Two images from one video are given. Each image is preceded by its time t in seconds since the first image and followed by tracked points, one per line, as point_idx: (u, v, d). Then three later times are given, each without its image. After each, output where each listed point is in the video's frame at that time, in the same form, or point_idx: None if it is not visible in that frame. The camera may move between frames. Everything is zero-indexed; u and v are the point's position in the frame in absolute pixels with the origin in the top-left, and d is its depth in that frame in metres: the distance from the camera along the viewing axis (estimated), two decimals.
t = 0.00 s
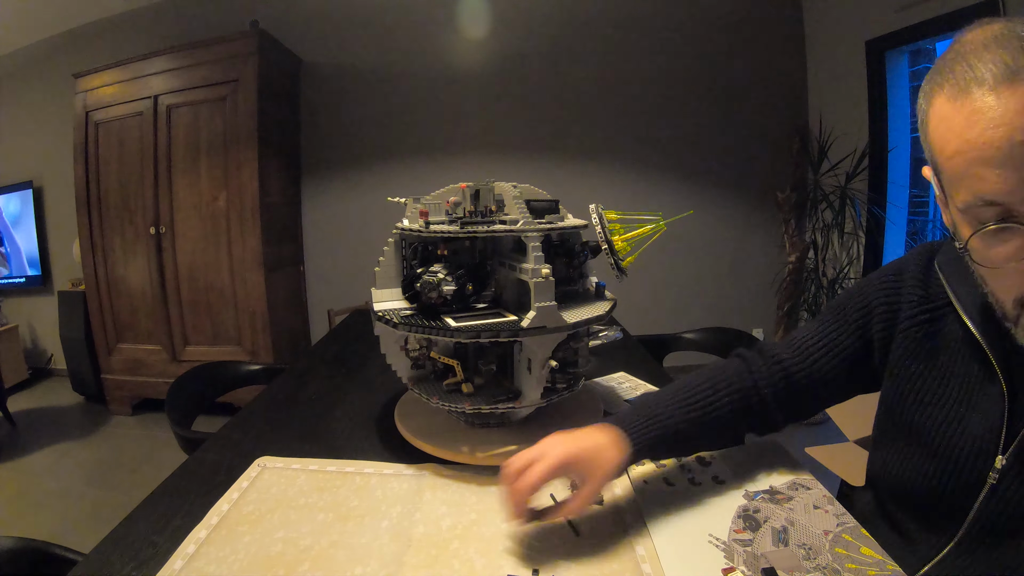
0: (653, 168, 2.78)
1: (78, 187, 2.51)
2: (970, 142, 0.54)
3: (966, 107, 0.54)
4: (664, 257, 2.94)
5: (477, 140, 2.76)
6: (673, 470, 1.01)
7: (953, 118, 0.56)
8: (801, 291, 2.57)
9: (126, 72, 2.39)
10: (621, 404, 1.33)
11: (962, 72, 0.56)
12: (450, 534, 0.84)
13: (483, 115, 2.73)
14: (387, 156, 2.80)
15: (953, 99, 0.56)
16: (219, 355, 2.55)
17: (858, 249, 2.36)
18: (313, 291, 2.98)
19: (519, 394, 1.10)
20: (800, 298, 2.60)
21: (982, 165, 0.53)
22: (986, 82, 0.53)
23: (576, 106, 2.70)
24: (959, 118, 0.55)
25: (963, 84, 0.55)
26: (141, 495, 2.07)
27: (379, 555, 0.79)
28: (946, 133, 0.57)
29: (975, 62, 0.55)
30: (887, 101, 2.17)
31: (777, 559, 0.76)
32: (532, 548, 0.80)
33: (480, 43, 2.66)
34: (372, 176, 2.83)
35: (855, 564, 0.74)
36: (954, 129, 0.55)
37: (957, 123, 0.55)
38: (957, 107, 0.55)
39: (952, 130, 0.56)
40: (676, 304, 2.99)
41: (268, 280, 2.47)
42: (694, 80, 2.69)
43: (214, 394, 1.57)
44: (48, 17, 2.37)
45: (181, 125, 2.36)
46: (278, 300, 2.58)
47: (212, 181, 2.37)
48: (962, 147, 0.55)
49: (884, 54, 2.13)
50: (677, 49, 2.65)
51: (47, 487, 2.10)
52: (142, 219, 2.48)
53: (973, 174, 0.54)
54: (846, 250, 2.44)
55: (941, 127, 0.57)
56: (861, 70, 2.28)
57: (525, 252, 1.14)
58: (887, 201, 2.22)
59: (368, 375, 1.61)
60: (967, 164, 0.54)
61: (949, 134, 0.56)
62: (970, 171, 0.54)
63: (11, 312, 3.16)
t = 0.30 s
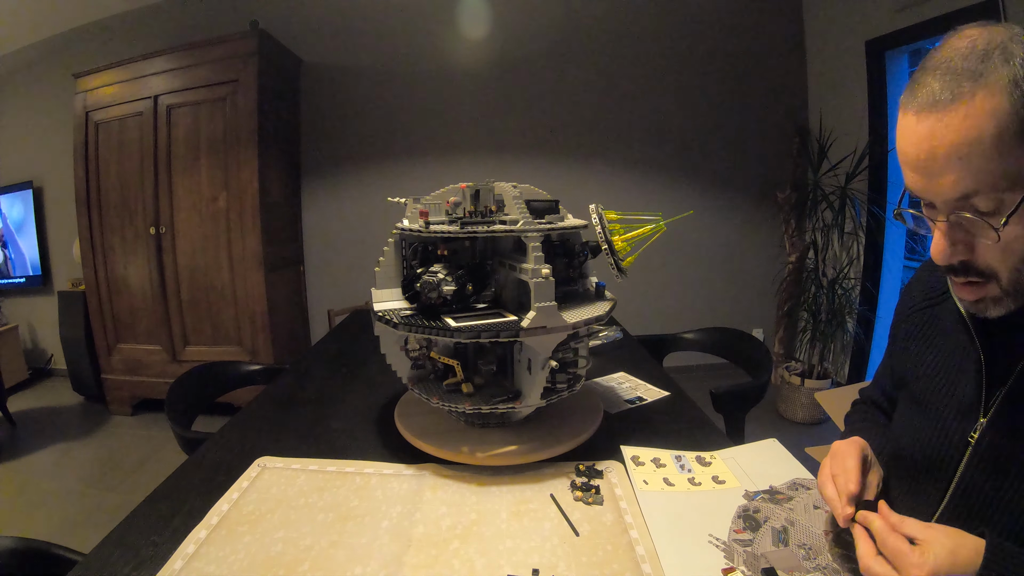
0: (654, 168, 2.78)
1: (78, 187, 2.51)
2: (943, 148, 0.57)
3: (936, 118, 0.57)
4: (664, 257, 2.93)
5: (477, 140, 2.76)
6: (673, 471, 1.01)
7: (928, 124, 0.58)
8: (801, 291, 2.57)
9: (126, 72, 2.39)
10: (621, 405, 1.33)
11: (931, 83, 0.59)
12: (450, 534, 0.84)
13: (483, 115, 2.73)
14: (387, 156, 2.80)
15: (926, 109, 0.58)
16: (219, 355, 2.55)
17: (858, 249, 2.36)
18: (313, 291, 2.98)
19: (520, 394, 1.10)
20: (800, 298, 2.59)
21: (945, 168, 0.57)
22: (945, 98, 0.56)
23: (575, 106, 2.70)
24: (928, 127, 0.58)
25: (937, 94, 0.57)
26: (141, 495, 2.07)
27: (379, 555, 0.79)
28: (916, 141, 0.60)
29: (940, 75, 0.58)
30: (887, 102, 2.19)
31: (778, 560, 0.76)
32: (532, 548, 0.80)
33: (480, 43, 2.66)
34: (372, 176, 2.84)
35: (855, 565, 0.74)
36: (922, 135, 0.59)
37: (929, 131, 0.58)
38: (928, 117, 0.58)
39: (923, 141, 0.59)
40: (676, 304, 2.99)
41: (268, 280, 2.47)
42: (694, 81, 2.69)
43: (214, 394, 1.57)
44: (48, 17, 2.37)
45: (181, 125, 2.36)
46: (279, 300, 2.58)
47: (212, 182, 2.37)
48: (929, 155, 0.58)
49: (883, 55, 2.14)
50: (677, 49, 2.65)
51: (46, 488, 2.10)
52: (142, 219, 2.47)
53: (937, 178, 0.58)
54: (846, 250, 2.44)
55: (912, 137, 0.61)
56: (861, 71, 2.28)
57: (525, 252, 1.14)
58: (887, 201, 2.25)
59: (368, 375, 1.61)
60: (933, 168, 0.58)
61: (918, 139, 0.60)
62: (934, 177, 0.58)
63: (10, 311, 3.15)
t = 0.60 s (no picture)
0: (653, 168, 2.78)
1: (78, 187, 2.51)
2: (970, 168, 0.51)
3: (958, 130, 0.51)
4: (664, 257, 2.93)
5: (476, 140, 2.76)
6: (673, 471, 1.01)
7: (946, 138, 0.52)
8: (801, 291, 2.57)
9: (126, 72, 2.39)
10: (621, 405, 1.33)
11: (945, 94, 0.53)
12: (450, 534, 0.84)
13: (483, 115, 2.73)
14: (388, 156, 2.80)
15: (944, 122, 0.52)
16: (219, 355, 2.55)
17: (858, 249, 2.36)
18: (313, 291, 2.98)
19: (520, 394, 1.10)
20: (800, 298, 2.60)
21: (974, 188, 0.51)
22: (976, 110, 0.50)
23: (575, 107, 2.70)
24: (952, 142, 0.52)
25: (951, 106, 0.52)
26: (141, 495, 2.07)
27: (379, 555, 0.79)
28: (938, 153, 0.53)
29: (954, 81, 0.53)
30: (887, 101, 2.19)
31: (777, 560, 0.76)
32: (532, 548, 0.80)
33: (480, 44, 2.66)
34: (372, 176, 2.84)
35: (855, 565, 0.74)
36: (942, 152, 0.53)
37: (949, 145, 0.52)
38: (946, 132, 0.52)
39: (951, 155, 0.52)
40: (676, 304, 2.99)
41: (268, 280, 2.47)
42: (694, 81, 2.69)
43: (214, 394, 1.57)
44: (47, 17, 2.37)
45: (181, 124, 2.36)
46: (279, 300, 2.58)
47: (212, 182, 2.37)
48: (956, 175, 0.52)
49: (883, 54, 2.14)
50: (677, 49, 2.65)
51: (46, 488, 2.09)
52: (142, 219, 2.48)
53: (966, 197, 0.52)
54: (846, 250, 2.44)
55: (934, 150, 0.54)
56: (861, 71, 2.28)
57: (525, 252, 1.14)
58: (887, 201, 2.25)
59: (368, 375, 1.61)
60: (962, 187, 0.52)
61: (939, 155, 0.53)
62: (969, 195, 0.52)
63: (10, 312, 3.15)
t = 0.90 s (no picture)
0: (654, 168, 2.78)
1: (78, 187, 2.51)
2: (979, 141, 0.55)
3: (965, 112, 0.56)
4: (664, 257, 2.93)
5: (477, 140, 2.76)
6: (672, 471, 1.01)
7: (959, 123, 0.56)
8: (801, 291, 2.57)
9: (126, 72, 2.39)
10: (621, 404, 1.33)
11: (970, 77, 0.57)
12: (450, 534, 0.84)
13: (483, 115, 2.73)
14: (388, 156, 2.80)
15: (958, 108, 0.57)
16: (219, 355, 2.55)
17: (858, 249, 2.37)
18: (313, 291, 2.98)
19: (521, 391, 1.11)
20: (800, 298, 2.60)
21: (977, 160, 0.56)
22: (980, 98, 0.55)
23: (575, 106, 2.70)
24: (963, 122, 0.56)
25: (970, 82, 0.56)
26: (141, 495, 2.07)
27: (379, 555, 0.79)
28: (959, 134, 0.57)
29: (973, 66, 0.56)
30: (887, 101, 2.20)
31: (777, 560, 0.76)
32: (532, 548, 0.80)
33: (480, 43, 2.66)
34: (371, 176, 2.84)
35: (854, 564, 0.74)
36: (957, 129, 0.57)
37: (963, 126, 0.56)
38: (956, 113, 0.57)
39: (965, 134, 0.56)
40: (676, 304, 2.99)
41: (268, 280, 2.47)
42: (694, 81, 2.69)
43: (214, 394, 1.57)
44: (47, 17, 2.37)
45: (181, 124, 2.36)
46: (279, 300, 2.58)
47: (212, 181, 2.37)
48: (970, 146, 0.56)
49: (883, 54, 2.15)
50: (677, 49, 2.65)
51: (47, 488, 2.10)
52: (142, 219, 2.47)
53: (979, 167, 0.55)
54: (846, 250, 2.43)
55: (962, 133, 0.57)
56: (862, 70, 2.28)
57: (524, 252, 1.14)
58: (886, 201, 2.25)
59: (369, 375, 1.61)
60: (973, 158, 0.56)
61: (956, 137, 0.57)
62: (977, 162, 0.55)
63: (10, 312, 3.15)
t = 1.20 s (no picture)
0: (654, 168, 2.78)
1: (78, 187, 2.51)
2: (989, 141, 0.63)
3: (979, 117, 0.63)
4: (664, 257, 2.93)
5: (477, 140, 2.76)
6: (672, 471, 1.01)
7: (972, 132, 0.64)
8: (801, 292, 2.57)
9: (126, 72, 2.39)
10: (621, 405, 1.33)
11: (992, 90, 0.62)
12: (450, 534, 0.84)
13: (483, 115, 2.72)
14: (388, 156, 2.80)
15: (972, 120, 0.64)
16: (219, 355, 2.55)
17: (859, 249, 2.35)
18: (313, 291, 2.98)
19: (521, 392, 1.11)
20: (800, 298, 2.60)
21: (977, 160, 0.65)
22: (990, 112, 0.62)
23: (575, 107, 2.70)
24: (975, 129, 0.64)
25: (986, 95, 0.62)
26: (141, 495, 2.07)
27: (379, 555, 0.79)
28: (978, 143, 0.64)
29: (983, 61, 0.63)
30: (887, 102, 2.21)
31: (777, 560, 0.76)
32: (532, 548, 0.80)
33: (480, 44, 2.66)
34: (371, 176, 2.84)
35: (854, 564, 0.74)
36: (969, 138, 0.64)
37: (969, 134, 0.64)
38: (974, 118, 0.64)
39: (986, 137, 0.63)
40: (676, 304, 3.00)
41: (268, 280, 2.47)
42: (694, 81, 2.69)
43: (215, 394, 1.57)
44: (47, 17, 2.37)
45: (181, 124, 2.36)
46: (279, 300, 2.58)
47: (212, 181, 2.37)
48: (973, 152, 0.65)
49: (884, 53, 2.17)
50: (677, 50, 2.65)
51: (47, 488, 2.10)
52: (142, 219, 2.48)
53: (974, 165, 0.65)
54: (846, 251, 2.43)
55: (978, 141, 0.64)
56: (862, 70, 2.28)
57: (525, 252, 1.15)
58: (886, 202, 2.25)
59: (369, 375, 1.61)
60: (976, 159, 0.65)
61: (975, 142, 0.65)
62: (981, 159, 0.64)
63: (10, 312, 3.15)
